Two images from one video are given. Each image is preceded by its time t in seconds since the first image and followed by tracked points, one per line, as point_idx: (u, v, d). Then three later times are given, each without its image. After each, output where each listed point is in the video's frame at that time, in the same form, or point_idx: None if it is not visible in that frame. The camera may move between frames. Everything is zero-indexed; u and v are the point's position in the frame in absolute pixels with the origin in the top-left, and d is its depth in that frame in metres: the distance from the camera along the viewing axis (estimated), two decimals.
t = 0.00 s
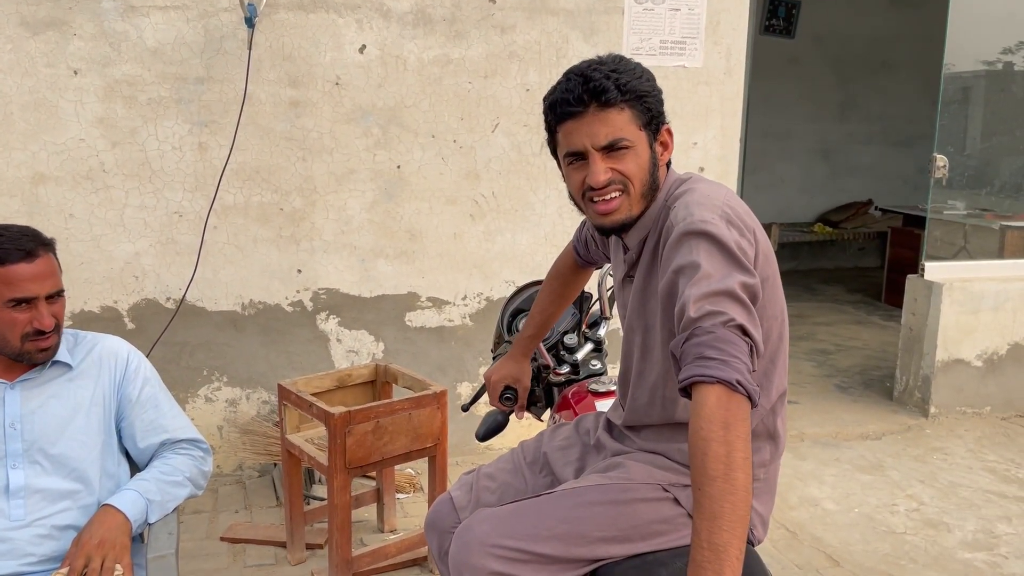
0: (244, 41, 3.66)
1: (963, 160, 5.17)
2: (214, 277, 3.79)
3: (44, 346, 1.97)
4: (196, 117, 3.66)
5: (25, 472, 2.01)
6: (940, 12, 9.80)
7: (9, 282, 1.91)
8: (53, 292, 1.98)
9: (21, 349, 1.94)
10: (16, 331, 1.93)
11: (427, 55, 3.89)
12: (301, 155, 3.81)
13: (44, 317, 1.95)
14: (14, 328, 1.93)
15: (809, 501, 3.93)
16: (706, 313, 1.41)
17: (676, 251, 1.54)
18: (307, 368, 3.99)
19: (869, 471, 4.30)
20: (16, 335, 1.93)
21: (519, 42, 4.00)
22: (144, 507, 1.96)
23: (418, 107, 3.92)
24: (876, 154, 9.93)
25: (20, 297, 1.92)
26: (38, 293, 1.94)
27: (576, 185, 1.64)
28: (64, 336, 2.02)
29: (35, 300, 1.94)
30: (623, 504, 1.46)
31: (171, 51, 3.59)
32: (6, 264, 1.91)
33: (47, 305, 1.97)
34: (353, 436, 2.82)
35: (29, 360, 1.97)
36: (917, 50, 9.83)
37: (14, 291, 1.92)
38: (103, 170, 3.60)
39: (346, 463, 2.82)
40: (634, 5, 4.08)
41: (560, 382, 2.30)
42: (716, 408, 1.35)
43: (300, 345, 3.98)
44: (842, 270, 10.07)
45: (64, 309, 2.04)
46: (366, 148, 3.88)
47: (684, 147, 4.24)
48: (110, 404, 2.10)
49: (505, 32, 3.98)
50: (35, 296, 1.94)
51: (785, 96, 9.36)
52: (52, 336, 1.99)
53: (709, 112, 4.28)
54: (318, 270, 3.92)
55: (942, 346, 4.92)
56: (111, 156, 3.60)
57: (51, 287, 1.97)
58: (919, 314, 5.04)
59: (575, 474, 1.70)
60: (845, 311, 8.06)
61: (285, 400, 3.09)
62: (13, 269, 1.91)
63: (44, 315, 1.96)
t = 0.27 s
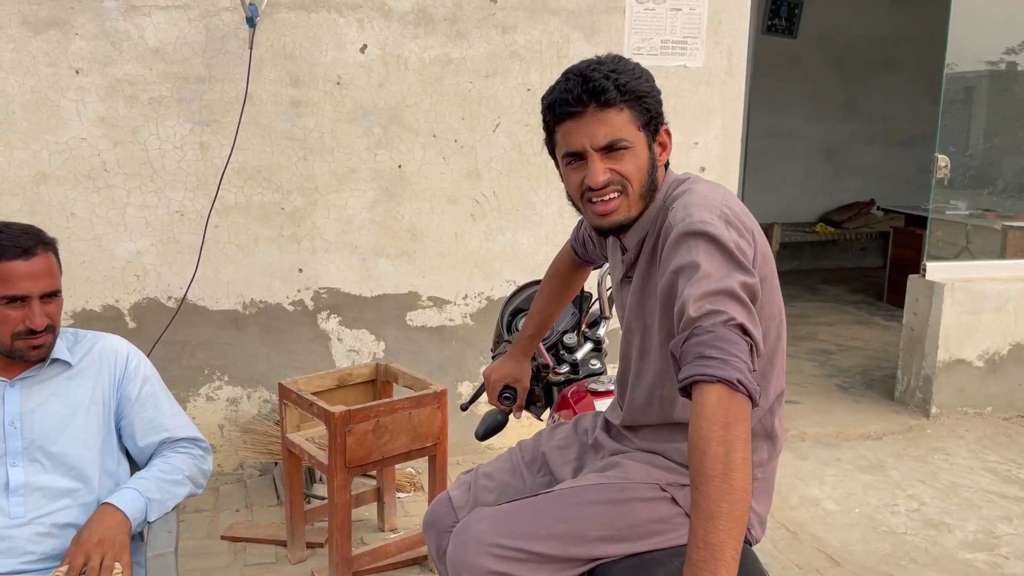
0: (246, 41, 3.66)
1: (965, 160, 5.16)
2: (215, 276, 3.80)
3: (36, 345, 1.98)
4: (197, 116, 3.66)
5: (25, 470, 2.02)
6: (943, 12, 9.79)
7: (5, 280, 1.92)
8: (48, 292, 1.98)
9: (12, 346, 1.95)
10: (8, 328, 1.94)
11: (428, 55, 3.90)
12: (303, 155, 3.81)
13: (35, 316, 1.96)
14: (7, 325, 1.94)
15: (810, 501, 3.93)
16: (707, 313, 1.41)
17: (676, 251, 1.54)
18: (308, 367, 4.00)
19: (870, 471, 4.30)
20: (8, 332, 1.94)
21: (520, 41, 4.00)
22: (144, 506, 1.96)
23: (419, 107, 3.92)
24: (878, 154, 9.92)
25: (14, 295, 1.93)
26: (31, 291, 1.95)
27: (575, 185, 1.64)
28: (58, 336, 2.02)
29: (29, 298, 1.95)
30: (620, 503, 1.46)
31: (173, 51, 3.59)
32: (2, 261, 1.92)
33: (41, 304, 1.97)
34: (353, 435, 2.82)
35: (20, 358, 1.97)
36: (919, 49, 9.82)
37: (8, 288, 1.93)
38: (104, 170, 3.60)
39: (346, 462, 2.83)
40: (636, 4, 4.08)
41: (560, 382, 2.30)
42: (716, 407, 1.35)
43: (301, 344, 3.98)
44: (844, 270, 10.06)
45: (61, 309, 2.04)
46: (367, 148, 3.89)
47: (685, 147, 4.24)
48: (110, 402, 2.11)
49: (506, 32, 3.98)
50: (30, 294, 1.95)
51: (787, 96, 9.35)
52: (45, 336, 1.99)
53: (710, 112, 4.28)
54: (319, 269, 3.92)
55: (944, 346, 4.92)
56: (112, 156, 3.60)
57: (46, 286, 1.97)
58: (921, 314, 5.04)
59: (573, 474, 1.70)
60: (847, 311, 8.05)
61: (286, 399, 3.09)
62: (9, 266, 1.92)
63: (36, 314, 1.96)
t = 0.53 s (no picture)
0: (246, 42, 3.67)
1: (967, 161, 5.15)
2: (215, 277, 3.81)
3: (32, 346, 1.98)
4: (198, 117, 3.67)
5: (21, 470, 2.03)
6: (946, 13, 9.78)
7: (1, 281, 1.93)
8: (44, 294, 1.99)
9: (7, 347, 1.96)
10: (3, 330, 1.95)
11: (428, 56, 3.90)
12: (303, 156, 3.82)
13: (31, 318, 1.97)
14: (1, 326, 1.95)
15: (809, 503, 3.92)
16: (704, 315, 1.37)
17: (672, 253, 1.51)
18: (309, 367, 4.01)
19: (870, 472, 4.29)
20: (2, 334, 1.95)
21: (520, 42, 4.00)
22: (139, 506, 1.97)
23: (419, 108, 3.93)
24: (881, 154, 9.90)
25: (10, 297, 1.94)
26: (27, 293, 1.95)
27: (569, 188, 1.64)
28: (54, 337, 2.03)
29: (25, 300, 1.95)
30: (613, 504, 1.46)
31: (174, 52, 3.61)
32: None
33: (36, 306, 1.98)
34: (352, 436, 2.83)
35: (15, 359, 1.98)
36: (922, 50, 9.81)
37: (4, 290, 1.93)
38: (105, 170, 3.61)
39: (344, 462, 2.83)
40: (636, 5, 4.08)
41: (557, 383, 2.29)
42: (714, 410, 1.31)
43: (301, 344, 3.99)
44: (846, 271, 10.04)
45: (56, 310, 2.05)
46: (367, 149, 3.89)
47: (685, 148, 4.24)
48: (106, 402, 2.12)
49: (506, 33, 3.98)
50: (25, 296, 1.96)
51: (790, 97, 9.34)
52: (40, 337, 2.00)
53: (710, 113, 4.28)
54: (319, 270, 3.93)
55: (945, 347, 4.91)
56: (113, 156, 3.61)
57: (42, 288, 1.98)
58: (922, 315, 5.03)
59: (567, 474, 1.70)
60: (849, 312, 8.04)
61: (284, 399, 3.10)
62: (5, 269, 1.92)
63: (31, 316, 1.97)
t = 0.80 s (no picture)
0: (245, 44, 3.68)
1: (968, 162, 5.14)
2: (215, 278, 3.81)
3: (25, 350, 1.99)
4: (197, 118, 3.68)
5: (15, 471, 2.03)
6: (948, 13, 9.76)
7: None
8: (38, 297, 1.99)
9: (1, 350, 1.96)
10: None
11: (426, 58, 3.90)
12: (301, 157, 3.82)
13: (25, 321, 1.97)
14: None
15: (809, 505, 3.91)
16: (697, 318, 1.36)
17: (664, 256, 1.50)
18: (308, 369, 4.01)
19: (870, 475, 4.28)
20: None
21: (518, 44, 4.00)
22: (133, 507, 1.98)
23: (418, 109, 3.93)
24: (883, 155, 9.88)
25: (4, 300, 1.94)
26: (21, 296, 1.96)
27: (562, 189, 1.64)
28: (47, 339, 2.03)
29: (19, 303, 1.96)
30: (602, 507, 1.46)
31: (173, 54, 3.61)
32: None
33: (30, 309, 1.98)
34: (348, 437, 2.83)
35: (8, 360, 1.98)
36: (924, 51, 9.78)
37: None
38: (104, 172, 3.62)
39: (340, 464, 2.84)
40: (635, 6, 4.08)
41: (551, 384, 2.30)
42: (705, 413, 1.30)
43: (300, 346, 3.99)
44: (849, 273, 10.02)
45: (51, 313, 2.05)
46: (366, 150, 3.90)
47: (684, 149, 4.23)
48: (101, 404, 2.12)
49: (505, 34, 3.98)
50: (19, 299, 1.96)
51: (792, 98, 9.33)
52: (34, 340, 2.00)
53: (709, 115, 4.28)
54: (318, 271, 3.93)
55: (946, 349, 4.89)
56: (112, 158, 3.62)
57: (37, 292, 1.98)
58: (923, 317, 5.02)
59: (558, 477, 1.70)
60: (851, 314, 8.02)
61: (281, 401, 3.10)
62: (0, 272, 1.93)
63: (25, 320, 1.97)
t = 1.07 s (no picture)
0: (241, 44, 3.69)
1: (967, 162, 5.11)
2: (211, 278, 3.82)
3: (15, 351, 2.00)
4: (193, 119, 3.69)
5: (6, 470, 2.04)
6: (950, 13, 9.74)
7: None
8: (28, 299, 1.99)
9: None
10: None
11: (423, 58, 3.91)
12: (298, 157, 3.83)
13: (15, 323, 1.97)
14: None
15: (805, 506, 3.91)
16: (681, 318, 1.36)
17: (649, 255, 1.50)
18: (305, 369, 4.02)
19: (868, 475, 4.28)
20: None
21: (515, 44, 4.01)
22: (124, 506, 1.98)
23: (414, 109, 3.93)
24: (884, 155, 9.86)
25: None
26: (12, 298, 1.96)
27: (549, 188, 1.64)
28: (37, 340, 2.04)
29: (10, 305, 1.96)
30: (587, 506, 1.46)
31: (169, 54, 3.62)
32: None
33: (20, 311, 1.99)
34: (342, 437, 2.83)
35: None
36: (925, 51, 9.77)
37: None
38: (101, 172, 3.63)
39: (335, 464, 2.84)
40: (631, 7, 4.08)
41: (543, 384, 2.30)
42: (687, 413, 1.30)
43: (297, 346, 4.00)
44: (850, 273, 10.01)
45: (41, 314, 2.06)
46: (363, 151, 3.90)
47: (682, 150, 4.23)
48: (92, 404, 2.13)
49: (501, 34, 3.98)
50: (10, 301, 1.96)
51: (793, 98, 9.31)
52: (23, 342, 2.01)
53: (707, 115, 4.27)
54: (315, 272, 3.94)
55: (945, 349, 4.88)
56: (110, 159, 3.63)
57: (27, 294, 1.98)
58: (922, 317, 5.01)
59: (545, 476, 1.70)
60: (852, 314, 8.01)
61: (277, 401, 3.10)
62: None
63: (15, 322, 1.98)
